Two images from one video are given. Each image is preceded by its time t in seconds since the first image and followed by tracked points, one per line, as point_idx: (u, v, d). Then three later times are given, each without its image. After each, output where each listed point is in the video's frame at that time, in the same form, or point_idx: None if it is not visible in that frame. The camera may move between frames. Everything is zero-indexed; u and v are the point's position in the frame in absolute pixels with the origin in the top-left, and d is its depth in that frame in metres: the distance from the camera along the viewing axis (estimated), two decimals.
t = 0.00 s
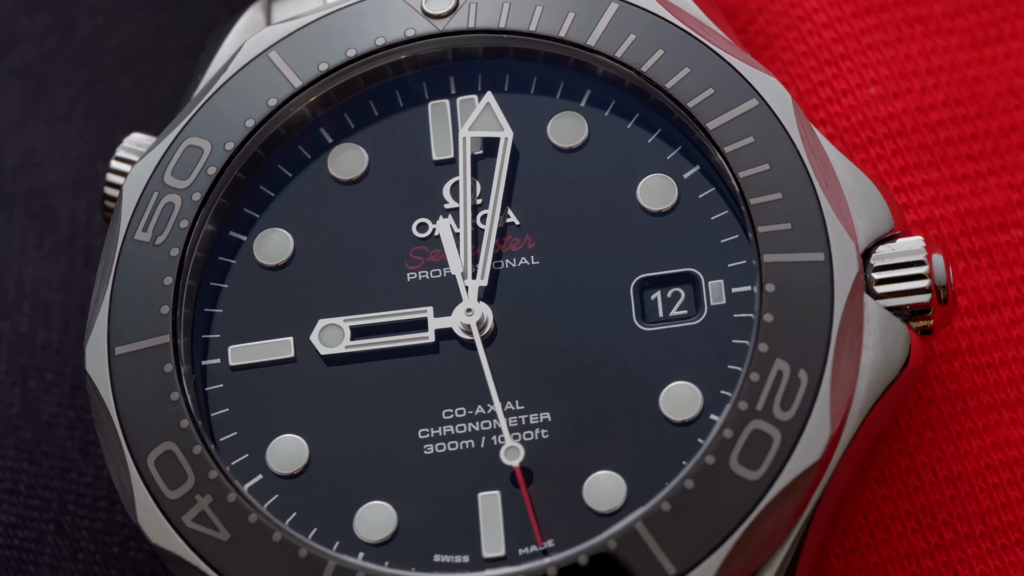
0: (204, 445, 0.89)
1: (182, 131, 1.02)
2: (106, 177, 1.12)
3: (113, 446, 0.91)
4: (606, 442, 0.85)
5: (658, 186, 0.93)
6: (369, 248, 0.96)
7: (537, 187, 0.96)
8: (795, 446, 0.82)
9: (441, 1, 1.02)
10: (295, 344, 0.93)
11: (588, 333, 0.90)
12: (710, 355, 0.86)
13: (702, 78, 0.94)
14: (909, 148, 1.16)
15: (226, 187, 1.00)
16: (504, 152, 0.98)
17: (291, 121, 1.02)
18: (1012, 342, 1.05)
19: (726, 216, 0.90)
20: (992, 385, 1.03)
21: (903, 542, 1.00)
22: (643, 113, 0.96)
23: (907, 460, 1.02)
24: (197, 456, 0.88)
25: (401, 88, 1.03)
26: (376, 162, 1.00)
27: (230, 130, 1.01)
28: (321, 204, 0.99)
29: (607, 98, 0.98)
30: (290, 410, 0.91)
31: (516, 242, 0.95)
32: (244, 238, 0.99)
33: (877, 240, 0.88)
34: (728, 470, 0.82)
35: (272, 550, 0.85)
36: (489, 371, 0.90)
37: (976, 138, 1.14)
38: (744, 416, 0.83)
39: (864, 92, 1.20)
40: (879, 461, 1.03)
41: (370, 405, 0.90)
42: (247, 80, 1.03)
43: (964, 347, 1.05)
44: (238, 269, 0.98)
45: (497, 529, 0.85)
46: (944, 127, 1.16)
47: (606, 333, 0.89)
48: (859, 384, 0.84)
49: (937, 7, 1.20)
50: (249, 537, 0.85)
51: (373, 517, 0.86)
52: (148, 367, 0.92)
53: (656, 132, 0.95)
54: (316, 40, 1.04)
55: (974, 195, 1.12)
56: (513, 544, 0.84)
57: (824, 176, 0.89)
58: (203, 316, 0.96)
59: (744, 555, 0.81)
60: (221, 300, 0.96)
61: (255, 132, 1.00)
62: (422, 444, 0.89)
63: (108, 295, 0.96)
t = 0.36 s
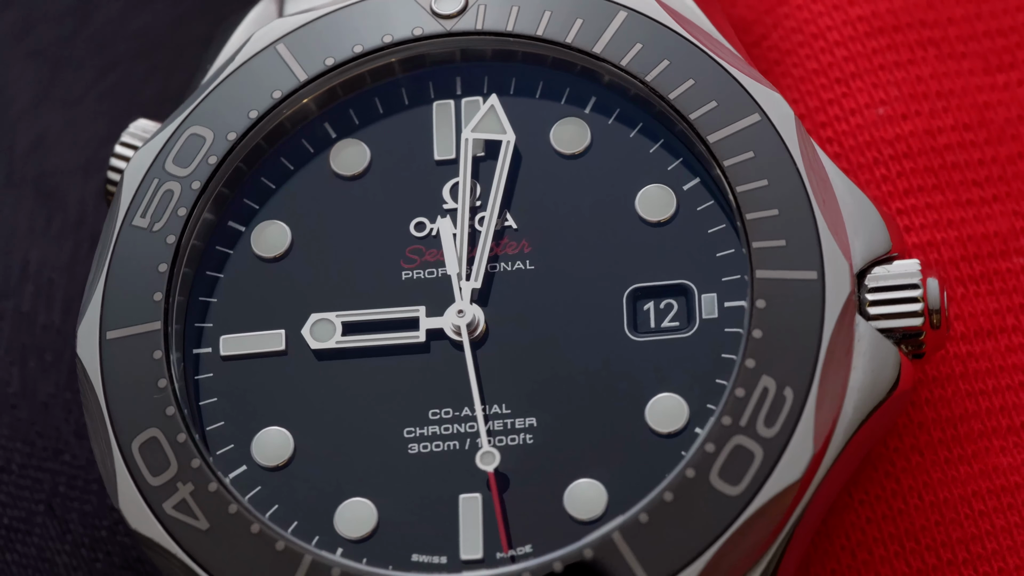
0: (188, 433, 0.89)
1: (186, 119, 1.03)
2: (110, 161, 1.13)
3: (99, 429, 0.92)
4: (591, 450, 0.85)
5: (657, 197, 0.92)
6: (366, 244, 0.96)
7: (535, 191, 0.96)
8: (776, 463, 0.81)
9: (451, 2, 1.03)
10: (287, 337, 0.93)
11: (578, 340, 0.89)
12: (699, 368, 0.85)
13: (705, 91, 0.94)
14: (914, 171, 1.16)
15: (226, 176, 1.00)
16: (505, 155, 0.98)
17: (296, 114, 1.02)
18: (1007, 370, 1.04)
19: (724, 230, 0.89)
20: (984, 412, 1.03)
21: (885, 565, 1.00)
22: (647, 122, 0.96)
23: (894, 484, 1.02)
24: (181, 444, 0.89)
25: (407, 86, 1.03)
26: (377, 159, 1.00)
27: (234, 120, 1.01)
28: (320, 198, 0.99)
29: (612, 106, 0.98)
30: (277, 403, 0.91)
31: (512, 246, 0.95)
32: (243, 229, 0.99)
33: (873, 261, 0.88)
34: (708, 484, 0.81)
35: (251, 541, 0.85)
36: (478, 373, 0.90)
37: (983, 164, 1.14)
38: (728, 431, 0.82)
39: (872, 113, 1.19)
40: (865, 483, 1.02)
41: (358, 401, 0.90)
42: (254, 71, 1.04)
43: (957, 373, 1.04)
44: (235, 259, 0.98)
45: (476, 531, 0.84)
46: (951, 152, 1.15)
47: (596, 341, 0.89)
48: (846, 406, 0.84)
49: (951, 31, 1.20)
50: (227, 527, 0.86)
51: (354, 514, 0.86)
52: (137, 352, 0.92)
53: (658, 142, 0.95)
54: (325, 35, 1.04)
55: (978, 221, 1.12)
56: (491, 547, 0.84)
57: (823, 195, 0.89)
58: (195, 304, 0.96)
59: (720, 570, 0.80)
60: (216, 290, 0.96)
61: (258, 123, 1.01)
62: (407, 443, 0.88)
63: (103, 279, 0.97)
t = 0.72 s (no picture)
0: (174, 420, 0.89)
1: (191, 108, 1.03)
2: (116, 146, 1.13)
3: (86, 412, 0.92)
4: (575, 457, 0.85)
5: (656, 208, 0.92)
6: (363, 240, 0.97)
7: (534, 195, 0.96)
8: (756, 479, 0.81)
9: (460, 2, 1.03)
10: (279, 329, 0.94)
11: (569, 346, 0.89)
12: (687, 381, 0.85)
13: (708, 104, 0.93)
14: (918, 194, 1.15)
15: (227, 165, 1.00)
16: (506, 158, 0.98)
17: (301, 106, 1.02)
18: (1000, 398, 1.03)
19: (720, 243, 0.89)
20: (974, 439, 1.02)
21: None
22: (650, 132, 0.96)
23: (879, 506, 1.01)
24: (166, 431, 0.88)
25: (413, 84, 1.03)
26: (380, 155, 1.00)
27: (237, 111, 1.02)
28: (321, 192, 1.00)
29: (616, 114, 0.97)
30: (266, 394, 0.91)
31: (508, 249, 0.95)
32: (242, 219, 0.99)
33: (868, 282, 0.87)
34: (688, 498, 0.81)
35: (229, 531, 0.85)
36: (467, 375, 0.90)
37: (988, 190, 1.13)
38: (710, 445, 0.82)
39: (880, 133, 1.19)
40: (850, 504, 1.02)
41: (347, 396, 0.90)
42: (262, 63, 1.04)
43: (950, 398, 1.04)
44: (232, 248, 0.98)
45: (455, 533, 0.84)
46: (957, 176, 1.15)
47: (586, 348, 0.89)
48: (831, 425, 0.84)
49: (964, 56, 1.20)
50: (207, 516, 0.86)
51: (335, 509, 0.86)
52: (128, 337, 0.92)
53: (661, 151, 0.94)
54: (333, 30, 1.04)
55: (980, 247, 1.11)
56: (469, 549, 0.83)
57: (820, 214, 0.88)
58: (190, 292, 0.96)
59: None
60: (213, 279, 0.96)
61: (261, 114, 1.01)
62: (392, 441, 0.88)
63: (99, 263, 0.97)
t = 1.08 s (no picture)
0: (160, 406, 0.89)
1: (197, 95, 1.04)
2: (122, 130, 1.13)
3: (74, 394, 0.92)
4: (558, 463, 0.85)
5: (653, 218, 0.92)
6: (360, 237, 0.97)
7: (532, 199, 0.96)
8: (735, 495, 0.81)
9: (470, 3, 1.02)
10: (271, 321, 0.94)
11: (559, 351, 0.89)
12: (675, 393, 0.84)
13: (710, 116, 0.93)
14: (920, 217, 1.14)
15: (230, 154, 1.00)
16: (507, 161, 0.98)
17: (307, 100, 1.03)
18: (990, 426, 1.03)
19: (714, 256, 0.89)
20: (963, 465, 1.02)
21: None
22: (652, 142, 0.95)
23: (862, 528, 1.01)
24: (152, 417, 0.89)
25: (420, 83, 1.03)
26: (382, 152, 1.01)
27: (242, 101, 1.02)
28: (323, 186, 1.00)
29: (620, 122, 0.97)
30: (255, 384, 0.91)
31: (504, 252, 0.94)
32: (240, 209, 1.00)
33: (861, 302, 0.87)
34: (666, 510, 0.80)
35: (208, 520, 0.85)
36: (454, 376, 0.90)
37: (991, 217, 1.13)
38: (690, 458, 0.81)
39: (886, 155, 1.18)
40: (833, 524, 1.01)
41: (334, 392, 0.90)
42: (270, 54, 1.04)
43: (940, 424, 1.03)
44: (229, 238, 0.98)
45: (433, 533, 0.84)
46: (961, 202, 1.14)
47: (574, 354, 0.88)
48: (815, 445, 0.83)
49: (976, 81, 1.19)
50: (186, 504, 0.86)
51: (316, 503, 0.86)
52: (119, 322, 0.93)
53: (663, 161, 0.94)
54: (342, 25, 1.04)
55: (980, 273, 1.10)
56: (446, 550, 0.83)
57: (816, 232, 0.88)
58: (184, 279, 0.97)
59: None
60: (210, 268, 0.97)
61: (266, 106, 1.01)
62: (377, 438, 0.88)
63: (95, 246, 0.98)
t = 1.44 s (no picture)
0: (146, 393, 0.89)
1: (203, 84, 1.04)
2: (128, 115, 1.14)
3: (64, 376, 0.93)
4: (540, 469, 0.84)
5: (649, 228, 0.91)
6: (358, 233, 0.97)
7: (531, 203, 0.96)
8: (714, 509, 0.80)
9: (479, 5, 1.02)
10: (264, 313, 0.94)
11: (549, 357, 0.89)
12: (661, 404, 0.84)
13: (712, 129, 0.93)
14: (921, 241, 1.14)
15: (232, 144, 1.01)
16: (507, 165, 0.98)
17: (314, 94, 1.03)
18: (978, 453, 1.02)
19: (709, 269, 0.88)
20: (950, 491, 1.02)
21: None
22: (654, 152, 0.95)
23: (844, 549, 1.00)
24: (138, 402, 0.89)
25: (427, 83, 1.04)
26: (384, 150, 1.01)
27: (247, 92, 1.02)
28: (323, 181, 1.00)
29: (623, 131, 0.97)
30: (244, 375, 0.92)
31: (500, 255, 0.94)
32: (240, 199, 1.00)
33: (852, 323, 0.87)
34: (643, 522, 0.80)
35: (187, 508, 0.85)
36: (443, 377, 0.90)
37: (994, 244, 1.12)
38: (670, 470, 0.81)
39: (890, 176, 1.18)
40: (815, 543, 1.01)
41: (323, 386, 0.91)
42: (278, 47, 1.05)
43: (928, 448, 1.03)
44: (227, 228, 0.99)
45: (412, 533, 0.84)
46: (963, 227, 1.14)
47: (564, 361, 0.88)
48: (797, 464, 0.83)
49: (987, 107, 1.19)
50: (168, 491, 0.86)
51: (297, 497, 0.86)
52: (112, 306, 0.93)
53: (664, 172, 0.94)
54: (351, 21, 1.05)
55: (979, 300, 1.10)
56: (424, 550, 0.83)
57: (811, 250, 0.88)
58: (180, 266, 0.97)
59: None
60: (208, 258, 0.97)
61: (270, 98, 1.01)
62: (362, 435, 0.88)
63: (93, 230, 0.98)
